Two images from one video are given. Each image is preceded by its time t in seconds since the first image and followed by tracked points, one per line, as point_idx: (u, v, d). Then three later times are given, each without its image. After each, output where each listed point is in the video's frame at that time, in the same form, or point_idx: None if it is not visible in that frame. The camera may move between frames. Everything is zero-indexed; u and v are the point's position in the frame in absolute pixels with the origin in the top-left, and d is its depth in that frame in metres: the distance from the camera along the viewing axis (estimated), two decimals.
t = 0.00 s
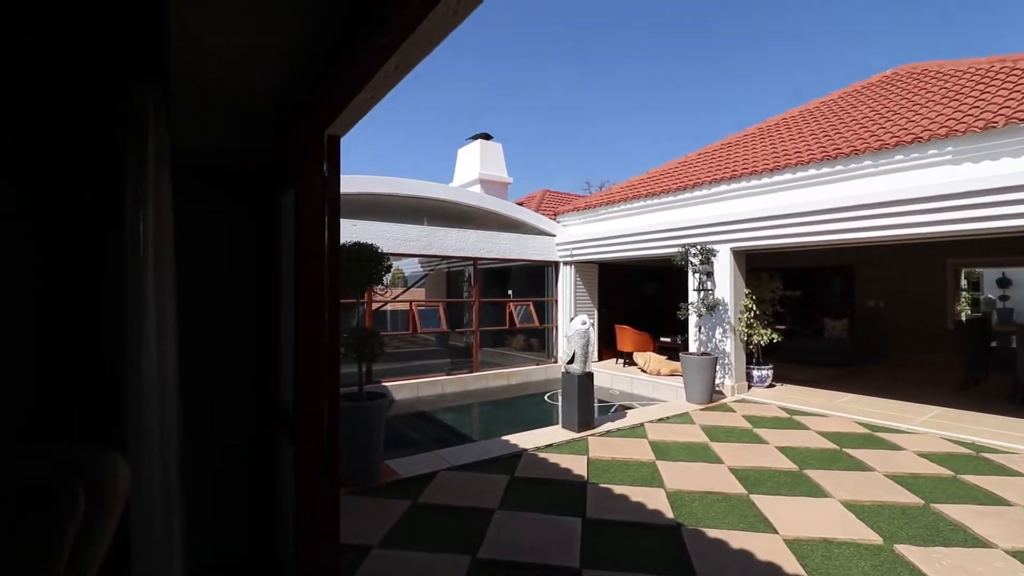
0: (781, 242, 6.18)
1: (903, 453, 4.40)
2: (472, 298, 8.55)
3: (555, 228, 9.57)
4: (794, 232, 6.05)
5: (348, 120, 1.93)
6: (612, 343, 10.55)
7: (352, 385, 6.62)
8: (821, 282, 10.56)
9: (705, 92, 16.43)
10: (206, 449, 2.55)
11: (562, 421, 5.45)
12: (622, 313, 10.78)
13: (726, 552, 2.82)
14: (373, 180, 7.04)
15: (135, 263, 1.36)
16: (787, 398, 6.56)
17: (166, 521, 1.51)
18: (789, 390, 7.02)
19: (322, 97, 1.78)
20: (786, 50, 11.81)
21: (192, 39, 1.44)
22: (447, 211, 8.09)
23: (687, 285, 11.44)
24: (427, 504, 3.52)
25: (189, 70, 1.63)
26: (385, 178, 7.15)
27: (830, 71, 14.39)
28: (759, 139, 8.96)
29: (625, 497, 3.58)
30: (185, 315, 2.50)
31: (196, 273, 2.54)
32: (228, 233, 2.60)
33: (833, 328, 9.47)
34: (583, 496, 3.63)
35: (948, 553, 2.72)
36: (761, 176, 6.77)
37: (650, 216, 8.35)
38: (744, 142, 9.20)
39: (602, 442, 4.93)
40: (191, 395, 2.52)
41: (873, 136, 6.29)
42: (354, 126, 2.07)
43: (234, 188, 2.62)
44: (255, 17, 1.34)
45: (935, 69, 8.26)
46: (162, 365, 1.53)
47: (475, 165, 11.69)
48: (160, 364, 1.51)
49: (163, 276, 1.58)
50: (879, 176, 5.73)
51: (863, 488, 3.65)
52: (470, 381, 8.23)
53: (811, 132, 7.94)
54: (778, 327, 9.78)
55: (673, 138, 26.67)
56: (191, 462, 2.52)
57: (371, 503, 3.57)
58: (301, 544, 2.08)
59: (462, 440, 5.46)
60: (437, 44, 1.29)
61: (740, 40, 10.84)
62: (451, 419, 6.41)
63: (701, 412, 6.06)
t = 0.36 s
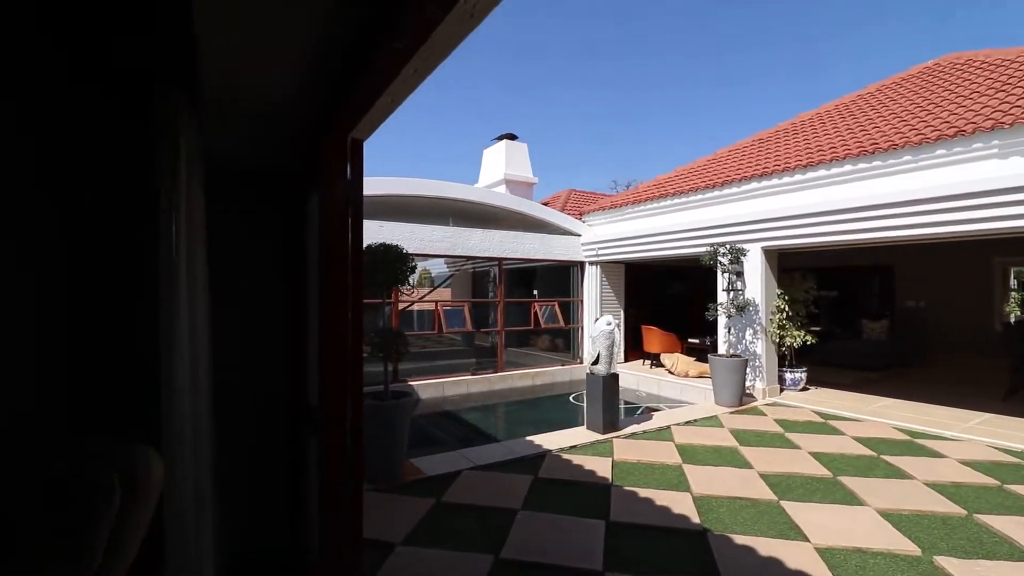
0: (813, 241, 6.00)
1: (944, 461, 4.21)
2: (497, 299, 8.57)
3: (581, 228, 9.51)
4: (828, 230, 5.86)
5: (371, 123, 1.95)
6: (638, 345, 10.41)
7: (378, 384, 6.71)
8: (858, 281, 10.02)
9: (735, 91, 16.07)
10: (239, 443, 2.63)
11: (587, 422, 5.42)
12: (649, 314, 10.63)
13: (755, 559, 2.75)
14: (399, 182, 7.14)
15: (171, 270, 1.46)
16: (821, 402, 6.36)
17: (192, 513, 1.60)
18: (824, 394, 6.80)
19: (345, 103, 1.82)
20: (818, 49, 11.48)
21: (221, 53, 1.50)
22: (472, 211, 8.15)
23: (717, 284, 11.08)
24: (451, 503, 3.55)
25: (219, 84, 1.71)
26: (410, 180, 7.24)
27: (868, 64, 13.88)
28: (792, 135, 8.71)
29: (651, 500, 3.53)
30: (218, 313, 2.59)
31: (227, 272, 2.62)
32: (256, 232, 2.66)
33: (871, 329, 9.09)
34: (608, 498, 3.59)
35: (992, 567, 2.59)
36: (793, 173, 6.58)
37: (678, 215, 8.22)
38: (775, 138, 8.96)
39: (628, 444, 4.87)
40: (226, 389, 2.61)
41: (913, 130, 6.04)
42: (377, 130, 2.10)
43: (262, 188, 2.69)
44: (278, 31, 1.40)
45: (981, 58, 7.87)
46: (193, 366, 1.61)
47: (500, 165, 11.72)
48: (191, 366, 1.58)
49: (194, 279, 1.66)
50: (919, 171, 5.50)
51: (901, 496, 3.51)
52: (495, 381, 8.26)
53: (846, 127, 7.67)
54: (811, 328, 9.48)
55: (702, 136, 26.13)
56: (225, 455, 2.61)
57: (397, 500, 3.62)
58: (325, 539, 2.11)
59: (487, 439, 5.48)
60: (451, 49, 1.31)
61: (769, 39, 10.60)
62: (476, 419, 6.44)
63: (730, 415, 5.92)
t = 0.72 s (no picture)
0: (849, 240, 5.81)
1: (991, 469, 4.01)
2: (522, 299, 8.56)
3: (607, 227, 9.42)
4: (865, 228, 5.66)
5: (395, 126, 1.98)
6: (666, 345, 10.25)
7: (404, 383, 6.78)
8: (898, 280, 9.61)
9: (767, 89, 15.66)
10: (266, 442, 2.70)
11: (612, 424, 5.36)
12: (678, 315, 10.45)
13: (784, 567, 2.68)
14: (424, 183, 7.21)
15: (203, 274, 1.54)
16: (858, 406, 6.13)
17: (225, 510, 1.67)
18: (861, 398, 6.55)
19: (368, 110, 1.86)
20: (855, 44, 11.09)
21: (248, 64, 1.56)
22: (497, 211, 8.17)
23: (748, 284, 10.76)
24: (475, 502, 3.56)
25: (247, 94, 1.78)
26: (436, 181, 7.31)
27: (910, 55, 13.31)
28: (827, 129, 8.43)
29: (677, 505, 3.47)
30: (247, 316, 2.67)
31: (256, 275, 2.68)
32: (282, 236, 2.72)
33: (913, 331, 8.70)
34: (633, 501, 3.54)
35: None
36: (828, 170, 6.37)
37: (707, 213, 8.06)
38: (810, 133, 8.69)
39: (654, 447, 4.79)
40: (255, 390, 2.68)
41: (957, 123, 5.76)
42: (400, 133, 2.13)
43: (287, 192, 2.74)
44: (301, 42, 1.44)
45: None
46: (225, 370, 1.67)
47: (526, 165, 11.71)
48: (222, 370, 1.64)
49: (225, 284, 1.72)
50: (962, 166, 5.24)
51: (943, 505, 3.36)
52: (521, 381, 8.26)
53: (885, 121, 7.37)
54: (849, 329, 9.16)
55: (733, 133, 25.53)
56: (254, 453, 2.67)
57: (422, 498, 3.66)
58: (348, 540, 2.14)
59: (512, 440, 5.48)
60: (469, 53, 1.32)
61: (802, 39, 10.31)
62: (501, 419, 6.45)
63: (761, 418, 5.77)
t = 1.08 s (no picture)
0: (884, 239, 5.59)
1: None
2: (546, 298, 8.53)
3: (632, 226, 9.31)
4: (902, 226, 5.44)
5: (416, 128, 2.00)
6: (693, 346, 10.07)
7: (428, 382, 6.84)
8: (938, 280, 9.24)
9: (797, 84, 15.25)
10: (294, 439, 2.75)
11: (637, 425, 5.29)
12: (704, 315, 10.26)
13: None
14: (448, 184, 7.27)
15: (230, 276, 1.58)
16: (894, 411, 5.89)
17: (254, 506, 1.74)
18: (898, 402, 6.31)
19: (391, 111, 1.88)
20: (890, 36, 10.71)
21: (274, 67, 1.59)
22: (521, 211, 8.16)
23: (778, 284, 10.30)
24: (498, 502, 3.56)
25: (273, 98, 1.82)
26: (459, 182, 7.36)
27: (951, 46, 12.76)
28: (861, 124, 8.14)
29: (703, 509, 3.40)
30: (275, 315, 2.72)
31: (283, 275, 2.74)
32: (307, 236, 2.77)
33: (954, 333, 8.43)
34: (658, 504, 3.49)
35: None
36: (862, 165, 6.15)
37: (735, 211, 7.88)
38: (843, 128, 8.41)
39: (680, 449, 4.71)
40: (282, 388, 2.74)
41: (1002, 115, 5.48)
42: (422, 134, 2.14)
43: (313, 193, 2.79)
44: (325, 45, 1.46)
45: None
46: (253, 371, 1.73)
47: (549, 165, 11.69)
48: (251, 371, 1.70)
49: (255, 286, 1.78)
50: (1008, 160, 4.99)
51: (986, 515, 3.20)
52: (544, 382, 8.24)
53: (924, 114, 7.07)
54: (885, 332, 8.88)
55: (762, 130, 24.96)
56: (283, 452, 2.73)
57: (447, 496, 3.68)
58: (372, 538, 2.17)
59: (536, 440, 5.47)
60: (489, 53, 1.32)
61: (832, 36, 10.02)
62: (525, 419, 6.44)
63: (792, 422, 5.61)
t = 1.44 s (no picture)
0: (917, 237, 5.40)
1: None
2: (567, 298, 8.51)
3: (654, 225, 9.21)
4: (935, 224, 5.24)
5: (437, 128, 2.01)
6: (717, 347, 9.90)
7: (448, 381, 6.88)
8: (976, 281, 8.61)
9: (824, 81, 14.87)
10: (319, 435, 2.79)
11: (660, 427, 5.22)
12: (729, 315, 10.08)
13: None
14: (469, 184, 7.31)
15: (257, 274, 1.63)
16: (928, 414, 5.69)
17: (282, 499, 1.78)
18: (933, 405, 6.09)
19: (412, 112, 1.89)
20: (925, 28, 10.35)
21: (299, 70, 1.63)
22: (542, 211, 8.15)
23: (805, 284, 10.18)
24: (518, 501, 3.57)
25: (297, 99, 1.86)
26: (480, 182, 7.39)
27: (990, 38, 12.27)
28: (893, 118, 7.88)
29: (727, 512, 3.34)
30: (300, 313, 2.78)
31: (308, 274, 2.80)
32: (329, 234, 2.81)
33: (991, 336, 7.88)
34: (680, 507, 3.44)
35: None
36: (894, 161, 5.96)
37: (761, 209, 7.72)
38: (874, 122, 8.16)
39: (703, 452, 4.64)
40: (308, 384, 2.79)
41: None
42: (442, 134, 2.14)
43: (337, 192, 2.83)
44: (348, 48, 1.48)
45: None
46: (279, 368, 1.77)
47: (570, 164, 11.64)
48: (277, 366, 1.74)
49: (280, 285, 1.83)
50: None
51: None
52: (565, 382, 8.21)
53: (961, 106, 6.81)
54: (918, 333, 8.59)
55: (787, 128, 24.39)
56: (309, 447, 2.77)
57: (468, 495, 3.70)
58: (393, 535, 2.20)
59: (556, 440, 5.45)
60: (509, 52, 1.32)
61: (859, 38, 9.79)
62: (545, 419, 6.43)
63: (820, 425, 5.47)
